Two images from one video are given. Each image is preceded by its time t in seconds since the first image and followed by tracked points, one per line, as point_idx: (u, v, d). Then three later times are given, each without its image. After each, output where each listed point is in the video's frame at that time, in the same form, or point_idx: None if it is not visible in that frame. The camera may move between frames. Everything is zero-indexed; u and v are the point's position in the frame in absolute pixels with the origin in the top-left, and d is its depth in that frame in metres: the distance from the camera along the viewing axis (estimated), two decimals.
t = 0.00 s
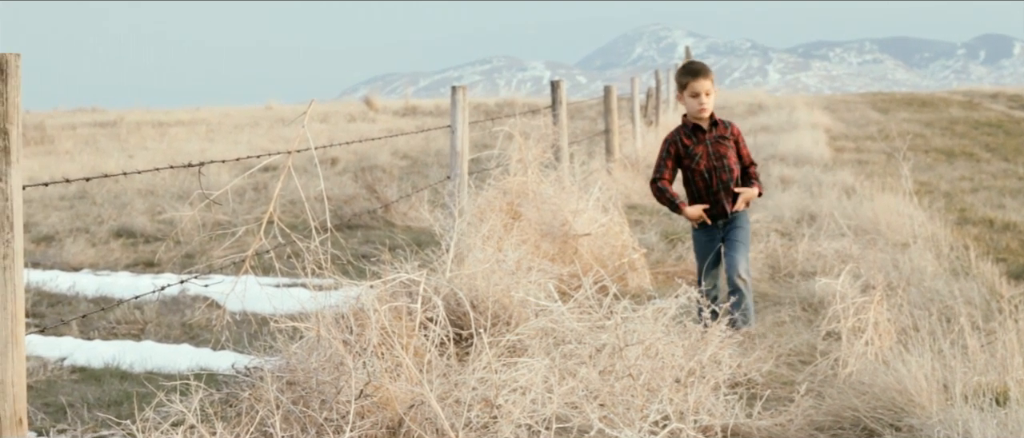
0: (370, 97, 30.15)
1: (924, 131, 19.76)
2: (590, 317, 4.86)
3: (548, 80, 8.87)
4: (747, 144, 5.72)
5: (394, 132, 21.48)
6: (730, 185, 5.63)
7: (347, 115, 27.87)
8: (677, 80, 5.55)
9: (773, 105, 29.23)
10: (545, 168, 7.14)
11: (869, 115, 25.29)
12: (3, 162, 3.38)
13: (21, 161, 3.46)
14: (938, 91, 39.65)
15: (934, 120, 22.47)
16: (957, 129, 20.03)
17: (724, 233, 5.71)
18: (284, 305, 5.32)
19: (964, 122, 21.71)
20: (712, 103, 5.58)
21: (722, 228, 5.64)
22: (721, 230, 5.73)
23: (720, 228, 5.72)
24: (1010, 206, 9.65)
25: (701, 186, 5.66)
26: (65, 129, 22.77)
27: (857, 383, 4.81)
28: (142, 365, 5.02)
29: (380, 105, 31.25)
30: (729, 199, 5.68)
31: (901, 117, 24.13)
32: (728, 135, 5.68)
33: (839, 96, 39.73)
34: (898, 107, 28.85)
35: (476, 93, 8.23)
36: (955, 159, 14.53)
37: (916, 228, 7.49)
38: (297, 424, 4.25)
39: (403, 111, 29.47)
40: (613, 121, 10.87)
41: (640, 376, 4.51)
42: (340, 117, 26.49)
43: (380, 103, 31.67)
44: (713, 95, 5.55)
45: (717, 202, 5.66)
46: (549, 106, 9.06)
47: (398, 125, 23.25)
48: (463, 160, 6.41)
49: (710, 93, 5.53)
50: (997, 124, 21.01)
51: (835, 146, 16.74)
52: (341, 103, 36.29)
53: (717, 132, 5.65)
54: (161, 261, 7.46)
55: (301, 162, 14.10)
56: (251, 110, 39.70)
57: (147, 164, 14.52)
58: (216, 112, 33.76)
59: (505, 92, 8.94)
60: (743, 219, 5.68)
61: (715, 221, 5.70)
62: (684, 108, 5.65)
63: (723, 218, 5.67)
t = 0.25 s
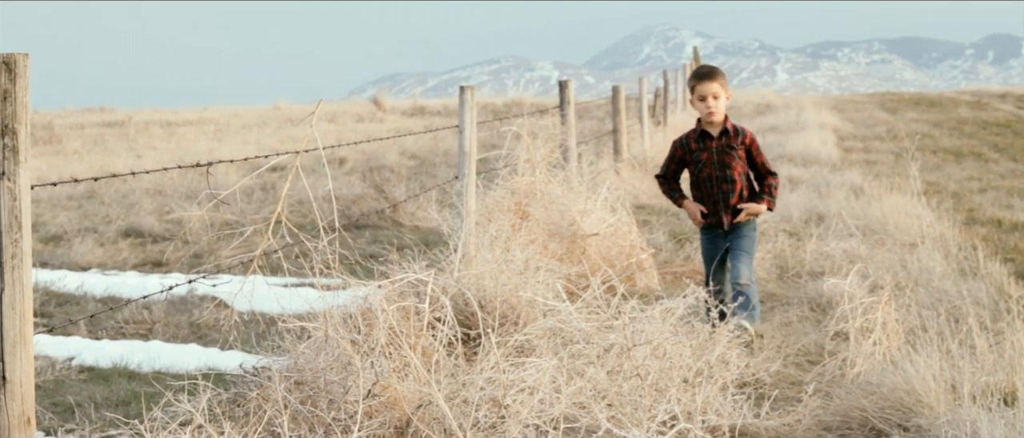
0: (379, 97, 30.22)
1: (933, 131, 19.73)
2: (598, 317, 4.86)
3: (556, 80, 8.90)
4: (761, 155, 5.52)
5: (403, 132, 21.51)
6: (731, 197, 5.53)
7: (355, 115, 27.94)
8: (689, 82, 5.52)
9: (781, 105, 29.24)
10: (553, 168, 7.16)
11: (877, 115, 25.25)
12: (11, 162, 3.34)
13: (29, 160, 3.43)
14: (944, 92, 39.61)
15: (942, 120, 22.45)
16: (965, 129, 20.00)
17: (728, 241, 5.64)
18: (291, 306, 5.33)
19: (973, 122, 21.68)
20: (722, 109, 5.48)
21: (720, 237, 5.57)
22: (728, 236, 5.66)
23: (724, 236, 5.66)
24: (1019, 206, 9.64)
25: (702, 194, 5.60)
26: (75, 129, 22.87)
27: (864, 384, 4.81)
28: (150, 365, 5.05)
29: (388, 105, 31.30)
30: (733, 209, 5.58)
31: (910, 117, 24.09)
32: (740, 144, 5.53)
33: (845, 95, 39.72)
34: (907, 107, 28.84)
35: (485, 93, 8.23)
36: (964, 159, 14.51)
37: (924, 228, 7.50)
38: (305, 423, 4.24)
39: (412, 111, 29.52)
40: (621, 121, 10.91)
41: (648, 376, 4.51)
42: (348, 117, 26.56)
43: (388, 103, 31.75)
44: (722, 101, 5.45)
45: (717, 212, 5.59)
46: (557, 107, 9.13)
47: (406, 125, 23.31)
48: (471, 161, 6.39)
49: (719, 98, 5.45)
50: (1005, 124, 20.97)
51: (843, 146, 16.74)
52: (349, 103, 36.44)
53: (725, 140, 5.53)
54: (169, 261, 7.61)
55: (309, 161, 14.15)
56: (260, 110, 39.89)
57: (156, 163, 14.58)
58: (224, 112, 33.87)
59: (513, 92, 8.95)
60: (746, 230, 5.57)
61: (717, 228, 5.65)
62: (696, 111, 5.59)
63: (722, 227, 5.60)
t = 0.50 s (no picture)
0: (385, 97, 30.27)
1: (940, 131, 19.72)
2: (605, 317, 4.86)
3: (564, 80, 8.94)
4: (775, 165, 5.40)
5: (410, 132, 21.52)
6: (737, 202, 5.46)
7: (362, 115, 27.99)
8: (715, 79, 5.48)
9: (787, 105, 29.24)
10: (560, 168, 7.18)
11: (884, 115, 25.25)
12: (18, 162, 3.31)
13: (37, 160, 3.39)
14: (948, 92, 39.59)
15: (949, 120, 22.44)
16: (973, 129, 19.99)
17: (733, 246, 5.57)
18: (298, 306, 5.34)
19: (980, 122, 21.67)
20: (743, 112, 5.39)
21: (724, 242, 5.51)
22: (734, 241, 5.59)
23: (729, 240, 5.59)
24: None
25: (711, 193, 5.55)
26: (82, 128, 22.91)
27: (872, 384, 4.81)
28: (157, 365, 5.07)
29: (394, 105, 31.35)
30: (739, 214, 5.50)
31: (918, 117, 24.10)
32: (756, 151, 5.43)
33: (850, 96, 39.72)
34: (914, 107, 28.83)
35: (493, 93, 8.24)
36: (971, 159, 14.50)
37: (931, 228, 7.51)
38: (312, 423, 4.23)
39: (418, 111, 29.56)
40: (628, 121, 10.93)
41: (655, 376, 4.51)
42: (355, 117, 26.61)
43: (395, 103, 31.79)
44: (742, 103, 5.37)
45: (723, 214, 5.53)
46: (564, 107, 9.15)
47: (413, 125, 23.35)
48: (479, 160, 6.38)
49: (740, 99, 5.37)
50: (1012, 124, 20.96)
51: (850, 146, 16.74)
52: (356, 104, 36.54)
53: (742, 145, 5.44)
54: (176, 261, 7.64)
55: (315, 161, 14.18)
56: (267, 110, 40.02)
57: (164, 163, 14.61)
58: (231, 112, 33.90)
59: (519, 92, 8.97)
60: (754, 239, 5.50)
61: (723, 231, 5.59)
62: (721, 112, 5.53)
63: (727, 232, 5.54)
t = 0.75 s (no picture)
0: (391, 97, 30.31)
1: (945, 131, 19.71)
2: (610, 317, 4.86)
3: (569, 81, 8.95)
4: (790, 159, 5.47)
5: (415, 132, 21.53)
6: (749, 193, 5.47)
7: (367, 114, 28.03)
8: (734, 70, 5.43)
9: (792, 105, 29.24)
10: (565, 167, 7.19)
11: (889, 115, 25.23)
12: (23, 162, 3.30)
13: (42, 160, 3.38)
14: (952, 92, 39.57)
15: (954, 120, 22.45)
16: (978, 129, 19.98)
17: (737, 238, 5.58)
18: (303, 306, 5.36)
19: (985, 121, 21.66)
20: (761, 106, 5.39)
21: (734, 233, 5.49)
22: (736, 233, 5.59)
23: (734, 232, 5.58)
24: None
25: (722, 182, 5.54)
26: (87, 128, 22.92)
27: (877, 384, 4.81)
28: (162, 364, 5.08)
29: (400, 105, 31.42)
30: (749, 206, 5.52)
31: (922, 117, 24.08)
32: (772, 143, 5.47)
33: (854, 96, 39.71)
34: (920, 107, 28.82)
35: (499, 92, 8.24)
36: (976, 159, 14.50)
37: (936, 228, 7.52)
38: (317, 423, 4.21)
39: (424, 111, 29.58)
40: (633, 120, 10.95)
41: (660, 376, 4.50)
42: (360, 117, 26.66)
43: (400, 103, 31.83)
44: (761, 97, 5.36)
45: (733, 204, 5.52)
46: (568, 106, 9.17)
47: (418, 124, 23.38)
48: (483, 160, 6.42)
49: (760, 93, 5.35)
50: (1017, 124, 20.95)
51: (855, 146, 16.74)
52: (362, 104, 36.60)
53: (758, 136, 5.46)
54: (181, 261, 7.65)
55: (320, 161, 14.21)
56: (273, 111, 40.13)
57: (169, 163, 14.62)
58: (236, 112, 33.91)
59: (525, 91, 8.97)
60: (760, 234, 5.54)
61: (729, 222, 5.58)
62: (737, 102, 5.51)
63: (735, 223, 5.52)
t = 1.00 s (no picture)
0: (393, 97, 30.34)
1: (948, 131, 19.72)
2: (612, 318, 4.87)
3: (571, 81, 8.96)
4: (793, 160, 5.56)
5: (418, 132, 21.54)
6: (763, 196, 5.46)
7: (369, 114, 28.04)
8: (735, 76, 5.38)
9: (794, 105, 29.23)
10: (568, 168, 7.20)
11: (892, 116, 25.24)
12: (26, 162, 3.30)
13: (45, 160, 3.38)
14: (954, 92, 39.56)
15: (956, 121, 22.46)
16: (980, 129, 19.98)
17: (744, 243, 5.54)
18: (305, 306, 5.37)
19: (987, 122, 21.65)
20: (766, 110, 5.40)
21: (750, 237, 5.45)
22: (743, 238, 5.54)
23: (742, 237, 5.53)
24: None
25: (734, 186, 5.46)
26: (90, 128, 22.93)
27: (879, 384, 4.81)
28: (165, 364, 5.09)
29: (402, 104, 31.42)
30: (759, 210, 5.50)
31: (924, 118, 24.08)
32: (777, 145, 5.51)
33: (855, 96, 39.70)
34: (922, 108, 28.83)
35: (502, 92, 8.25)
36: (978, 160, 14.50)
37: (939, 228, 7.52)
38: (319, 423, 4.21)
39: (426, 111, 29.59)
40: (635, 120, 10.96)
41: (662, 377, 4.50)
42: (362, 117, 26.66)
43: (403, 104, 31.84)
44: (767, 101, 5.36)
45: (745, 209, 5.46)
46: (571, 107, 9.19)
47: (421, 124, 23.39)
48: (486, 160, 6.44)
49: (766, 98, 5.35)
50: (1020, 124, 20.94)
51: (858, 146, 16.76)
52: (365, 104, 36.62)
53: (766, 138, 5.47)
54: (184, 262, 7.67)
55: (323, 161, 14.23)
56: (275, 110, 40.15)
57: (172, 163, 14.64)
58: (238, 111, 33.93)
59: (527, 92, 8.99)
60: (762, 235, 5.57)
61: (738, 227, 5.51)
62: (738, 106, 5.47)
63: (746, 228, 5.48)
